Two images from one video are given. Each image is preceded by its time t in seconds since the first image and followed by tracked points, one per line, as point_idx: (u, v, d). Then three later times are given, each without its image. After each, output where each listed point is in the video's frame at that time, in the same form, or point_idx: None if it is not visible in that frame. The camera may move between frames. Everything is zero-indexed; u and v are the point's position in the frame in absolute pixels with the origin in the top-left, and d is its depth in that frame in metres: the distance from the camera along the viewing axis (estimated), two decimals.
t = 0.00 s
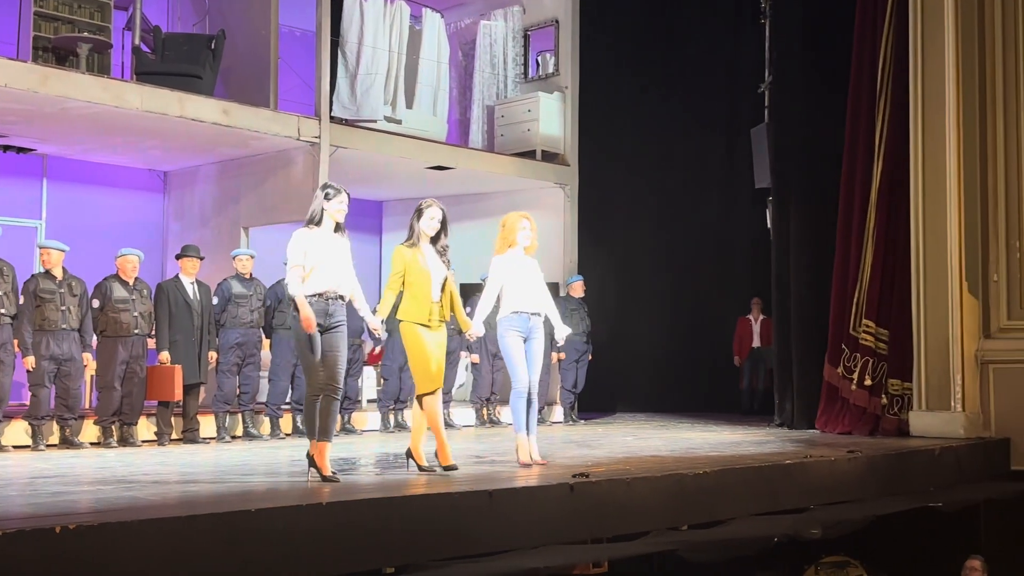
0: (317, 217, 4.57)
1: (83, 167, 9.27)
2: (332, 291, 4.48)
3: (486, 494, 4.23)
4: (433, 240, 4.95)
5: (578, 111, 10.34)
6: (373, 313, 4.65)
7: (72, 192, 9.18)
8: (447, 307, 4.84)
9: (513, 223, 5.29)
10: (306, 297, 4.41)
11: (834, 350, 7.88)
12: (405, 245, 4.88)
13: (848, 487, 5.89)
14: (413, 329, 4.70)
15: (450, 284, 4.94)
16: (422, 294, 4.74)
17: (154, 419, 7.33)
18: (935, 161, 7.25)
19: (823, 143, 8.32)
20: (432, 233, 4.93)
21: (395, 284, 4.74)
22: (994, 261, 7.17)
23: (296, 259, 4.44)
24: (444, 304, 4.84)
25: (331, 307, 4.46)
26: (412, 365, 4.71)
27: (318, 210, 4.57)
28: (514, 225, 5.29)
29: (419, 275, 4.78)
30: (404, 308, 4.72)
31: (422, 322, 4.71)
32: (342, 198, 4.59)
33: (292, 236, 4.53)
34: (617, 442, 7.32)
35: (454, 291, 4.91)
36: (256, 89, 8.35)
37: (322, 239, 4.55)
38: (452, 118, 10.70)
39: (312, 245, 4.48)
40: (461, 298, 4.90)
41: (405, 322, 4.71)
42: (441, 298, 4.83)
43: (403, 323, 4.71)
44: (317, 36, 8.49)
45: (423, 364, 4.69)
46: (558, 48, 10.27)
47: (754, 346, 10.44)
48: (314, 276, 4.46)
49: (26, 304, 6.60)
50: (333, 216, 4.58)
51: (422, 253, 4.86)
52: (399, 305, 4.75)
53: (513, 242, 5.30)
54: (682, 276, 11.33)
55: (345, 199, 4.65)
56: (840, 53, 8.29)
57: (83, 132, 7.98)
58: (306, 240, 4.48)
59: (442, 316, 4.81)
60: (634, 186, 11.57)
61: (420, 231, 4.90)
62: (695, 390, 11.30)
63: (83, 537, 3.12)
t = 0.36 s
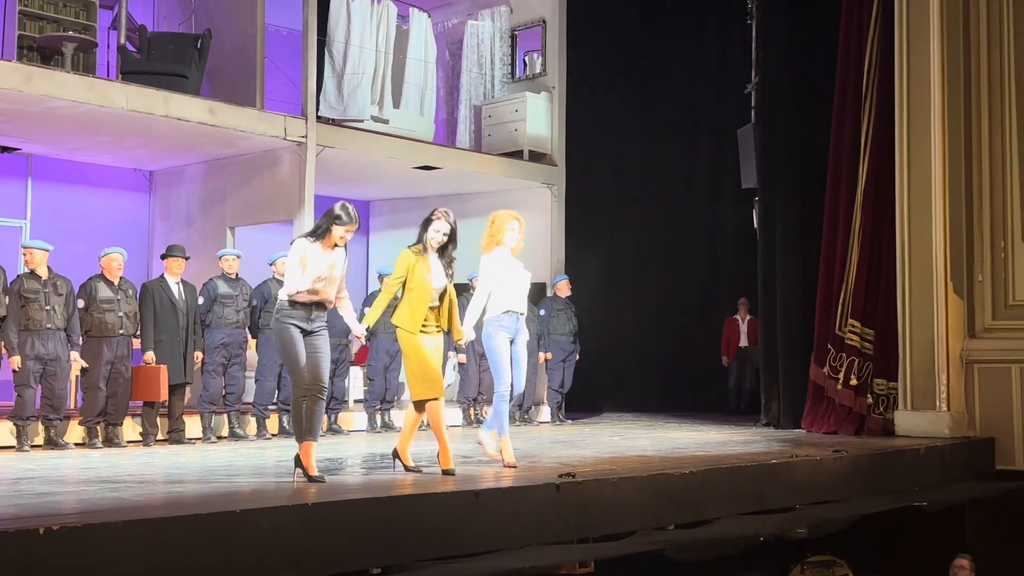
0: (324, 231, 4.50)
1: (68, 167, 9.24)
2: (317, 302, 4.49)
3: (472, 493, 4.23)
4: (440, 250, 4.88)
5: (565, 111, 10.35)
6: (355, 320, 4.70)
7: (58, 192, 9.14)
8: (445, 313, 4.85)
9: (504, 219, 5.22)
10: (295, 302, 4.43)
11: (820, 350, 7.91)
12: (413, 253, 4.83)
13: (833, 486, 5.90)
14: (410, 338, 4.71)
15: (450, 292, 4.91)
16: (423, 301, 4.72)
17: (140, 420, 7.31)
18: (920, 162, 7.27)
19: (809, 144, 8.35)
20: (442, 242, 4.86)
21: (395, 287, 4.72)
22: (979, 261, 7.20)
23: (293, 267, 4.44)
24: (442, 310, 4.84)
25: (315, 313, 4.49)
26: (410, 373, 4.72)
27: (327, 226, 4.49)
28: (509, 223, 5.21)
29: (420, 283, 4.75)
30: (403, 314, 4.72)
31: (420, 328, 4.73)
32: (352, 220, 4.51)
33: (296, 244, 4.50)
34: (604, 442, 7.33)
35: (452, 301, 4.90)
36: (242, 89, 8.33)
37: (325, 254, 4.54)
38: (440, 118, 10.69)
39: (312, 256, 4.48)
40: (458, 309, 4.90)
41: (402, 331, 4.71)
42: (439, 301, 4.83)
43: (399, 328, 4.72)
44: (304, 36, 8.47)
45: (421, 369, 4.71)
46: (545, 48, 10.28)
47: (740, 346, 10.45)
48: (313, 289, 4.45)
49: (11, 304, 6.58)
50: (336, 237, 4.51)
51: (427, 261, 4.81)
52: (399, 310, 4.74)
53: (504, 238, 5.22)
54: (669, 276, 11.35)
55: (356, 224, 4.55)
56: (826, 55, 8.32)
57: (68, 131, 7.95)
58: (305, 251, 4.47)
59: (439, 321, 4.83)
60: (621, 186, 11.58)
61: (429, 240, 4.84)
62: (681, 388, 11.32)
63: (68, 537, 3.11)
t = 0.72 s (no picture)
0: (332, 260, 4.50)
1: (61, 166, 9.22)
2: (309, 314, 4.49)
3: (465, 493, 4.23)
4: (450, 280, 4.82)
5: (559, 111, 10.35)
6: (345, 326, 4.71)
7: (51, 191, 9.13)
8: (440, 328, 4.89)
9: (508, 233, 5.24)
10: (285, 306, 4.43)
11: (813, 350, 7.93)
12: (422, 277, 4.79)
13: (826, 486, 5.92)
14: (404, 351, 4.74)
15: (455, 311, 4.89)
16: (421, 318, 4.73)
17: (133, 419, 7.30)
18: (912, 162, 7.29)
19: (802, 143, 8.37)
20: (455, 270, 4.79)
21: (395, 297, 4.73)
22: (972, 261, 7.22)
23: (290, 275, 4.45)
24: (437, 325, 4.89)
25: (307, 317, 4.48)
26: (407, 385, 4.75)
27: (336, 255, 4.49)
28: (512, 241, 5.23)
29: (422, 301, 4.76)
30: (398, 323, 4.75)
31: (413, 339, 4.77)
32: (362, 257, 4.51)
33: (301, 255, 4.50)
34: (597, 441, 7.33)
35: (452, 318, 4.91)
36: (235, 88, 8.32)
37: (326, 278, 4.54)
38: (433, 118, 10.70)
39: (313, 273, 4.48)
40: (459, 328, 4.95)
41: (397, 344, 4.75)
42: (439, 316, 4.85)
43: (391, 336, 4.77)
44: (298, 36, 8.46)
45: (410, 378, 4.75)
46: (539, 47, 10.28)
47: (734, 345, 10.46)
48: (308, 302, 4.45)
49: (5, 303, 6.56)
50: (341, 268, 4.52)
51: (432, 284, 4.78)
52: (397, 319, 4.77)
53: (503, 253, 5.25)
54: (663, 276, 11.36)
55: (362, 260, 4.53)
56: (820, 55, 8.34)
57: (61, 130, 7.93)
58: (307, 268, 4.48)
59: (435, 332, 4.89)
60: (616, 185, 11.58)
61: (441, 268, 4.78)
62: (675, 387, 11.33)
63: (60, 536, 3.11)
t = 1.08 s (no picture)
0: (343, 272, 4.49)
1: (58, 166, 9.20)
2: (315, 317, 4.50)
3: (463, 493, 4.23)
4: (452, 292, 4.86)
5: (556, 110, 10.35)
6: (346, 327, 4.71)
7: (48, 191, 9.12)
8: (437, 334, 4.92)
9: (509, 258, 5.16)
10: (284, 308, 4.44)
11: (811, 349, 7.92)
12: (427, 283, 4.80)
13: (823, 485, 5.93)
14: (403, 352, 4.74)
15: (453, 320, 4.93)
16: (421, 324, 4.75)
17: (130, 420, 7.30)
18: (910, 161, 7.28)
19: (799, 143, 8.37)
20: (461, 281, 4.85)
21: (399, 303, 4.71)
22: (969, 259, 7.23)
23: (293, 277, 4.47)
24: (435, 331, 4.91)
25: (307, 317, 4.48)
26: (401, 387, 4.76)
27: (347, 268, 4.48)
28: (513, 266, 5.16)
29: (424, 309, 4.78)
30: (398, 328, 4.74)
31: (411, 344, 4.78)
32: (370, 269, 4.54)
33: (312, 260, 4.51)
34: (594, 441, 7.33)
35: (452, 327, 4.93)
36: (233, 88, 8.31)
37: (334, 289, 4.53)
38: (431, 118, 10.70)
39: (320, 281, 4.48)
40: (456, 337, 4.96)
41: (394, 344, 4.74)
42: (438, 323, 4.88)
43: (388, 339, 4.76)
44: (295, 35, 8.45)
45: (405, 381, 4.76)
46: (536, 47, 10.28)
47: (732, 345, 10.46)
48: (309, 306, 4.46)
49: (4, 303, 6.56)
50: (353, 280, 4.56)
51: (436, 293, 4.80)
52: (396, 322, 4.75)
53: (503, 275, 5.20)
54: (660, 275, 11.36)
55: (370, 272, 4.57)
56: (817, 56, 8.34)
57: (57, 130, 7.92)
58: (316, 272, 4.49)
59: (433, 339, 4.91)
60: (613, 184, 11.57)
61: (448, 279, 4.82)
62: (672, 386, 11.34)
63: (58, 537, 3.10)
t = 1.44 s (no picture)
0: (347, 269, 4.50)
1: (61, 168, 9.22)
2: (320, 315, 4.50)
3: (465, 494, 4.22)
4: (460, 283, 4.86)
5: (558, 110, 10.35)
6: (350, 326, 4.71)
7: (51, 192, 9.13)
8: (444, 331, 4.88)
9: (509, 258, 5.11)
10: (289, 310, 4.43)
11: (814, 349, 7.92)
12: (434, 277, 4.82)
13: (826, 485, 5.92)
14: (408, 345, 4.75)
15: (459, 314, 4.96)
16: (424, 316, 4.73)
17: (133, 421, 7.30)
18: (913, 161, 7.28)
19: (802, 143, 8.36)
20: (471, 274, 4.86)
21: (403, 297, 4.76)
22: (972, 259, 7.21)
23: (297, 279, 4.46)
24: (440, 328, 4.88)
25: (311, 318, 4.48)
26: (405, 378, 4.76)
27: (348, 264, 4.49)
28: (513, 266, 5.11)
29: (428, 304, 4.76)
30: (402, 320, 4.74)
31: (413, 338, 4.77)
32: (371, 266, 4.56)
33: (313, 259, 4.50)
34: (598, 442, 7.33)
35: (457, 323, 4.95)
36: (235, 89, 8.32)
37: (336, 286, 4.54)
38: (433, 118, 10.70)
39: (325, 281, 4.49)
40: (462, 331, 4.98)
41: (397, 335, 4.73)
42: (442, 320, 4.85)
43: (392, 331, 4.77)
44: (297, 36, 8.44)
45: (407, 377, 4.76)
46: (538, 47, 10.28)
47: (735, 345, 10.46)
48: (314, 306, 4.46)
49: (9, 304, 6.56)
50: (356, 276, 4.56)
51: (443, 287, 4.82)
52: (399, 315, 4.77)
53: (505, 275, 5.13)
54: (663, 275, 11.36)
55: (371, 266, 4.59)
56: (821, 56, 8.32)
57: (60, 132, 7.93)
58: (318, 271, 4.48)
59: (438, 336, 4.89)
60: (615, 184, 11.57)
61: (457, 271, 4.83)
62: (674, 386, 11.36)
63: (61, 537, 3.10)
